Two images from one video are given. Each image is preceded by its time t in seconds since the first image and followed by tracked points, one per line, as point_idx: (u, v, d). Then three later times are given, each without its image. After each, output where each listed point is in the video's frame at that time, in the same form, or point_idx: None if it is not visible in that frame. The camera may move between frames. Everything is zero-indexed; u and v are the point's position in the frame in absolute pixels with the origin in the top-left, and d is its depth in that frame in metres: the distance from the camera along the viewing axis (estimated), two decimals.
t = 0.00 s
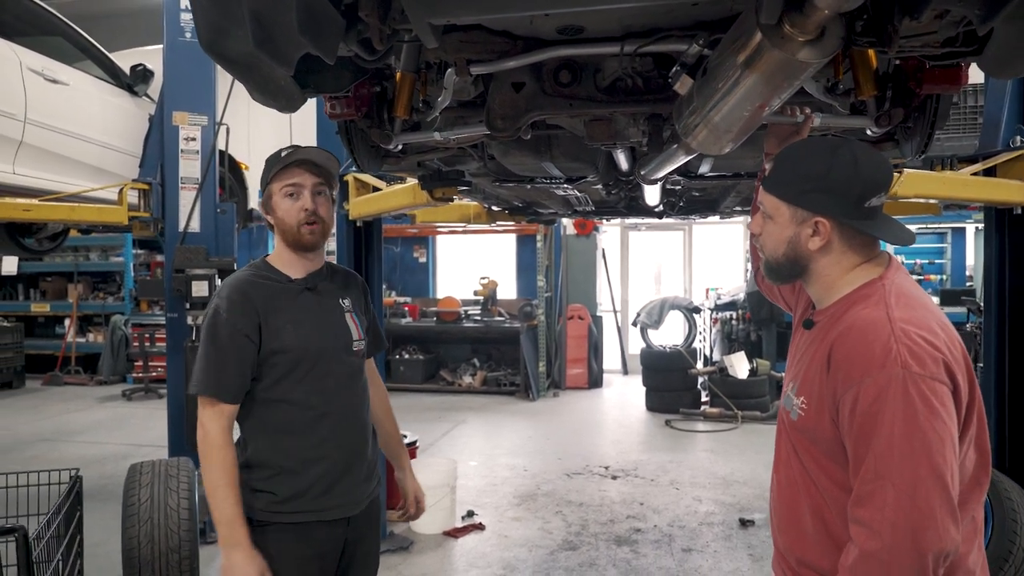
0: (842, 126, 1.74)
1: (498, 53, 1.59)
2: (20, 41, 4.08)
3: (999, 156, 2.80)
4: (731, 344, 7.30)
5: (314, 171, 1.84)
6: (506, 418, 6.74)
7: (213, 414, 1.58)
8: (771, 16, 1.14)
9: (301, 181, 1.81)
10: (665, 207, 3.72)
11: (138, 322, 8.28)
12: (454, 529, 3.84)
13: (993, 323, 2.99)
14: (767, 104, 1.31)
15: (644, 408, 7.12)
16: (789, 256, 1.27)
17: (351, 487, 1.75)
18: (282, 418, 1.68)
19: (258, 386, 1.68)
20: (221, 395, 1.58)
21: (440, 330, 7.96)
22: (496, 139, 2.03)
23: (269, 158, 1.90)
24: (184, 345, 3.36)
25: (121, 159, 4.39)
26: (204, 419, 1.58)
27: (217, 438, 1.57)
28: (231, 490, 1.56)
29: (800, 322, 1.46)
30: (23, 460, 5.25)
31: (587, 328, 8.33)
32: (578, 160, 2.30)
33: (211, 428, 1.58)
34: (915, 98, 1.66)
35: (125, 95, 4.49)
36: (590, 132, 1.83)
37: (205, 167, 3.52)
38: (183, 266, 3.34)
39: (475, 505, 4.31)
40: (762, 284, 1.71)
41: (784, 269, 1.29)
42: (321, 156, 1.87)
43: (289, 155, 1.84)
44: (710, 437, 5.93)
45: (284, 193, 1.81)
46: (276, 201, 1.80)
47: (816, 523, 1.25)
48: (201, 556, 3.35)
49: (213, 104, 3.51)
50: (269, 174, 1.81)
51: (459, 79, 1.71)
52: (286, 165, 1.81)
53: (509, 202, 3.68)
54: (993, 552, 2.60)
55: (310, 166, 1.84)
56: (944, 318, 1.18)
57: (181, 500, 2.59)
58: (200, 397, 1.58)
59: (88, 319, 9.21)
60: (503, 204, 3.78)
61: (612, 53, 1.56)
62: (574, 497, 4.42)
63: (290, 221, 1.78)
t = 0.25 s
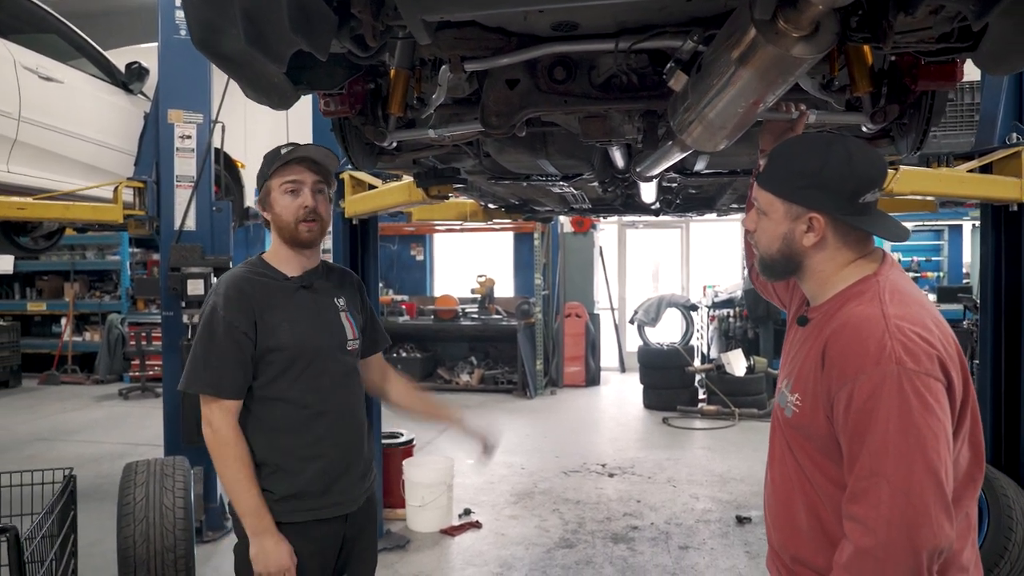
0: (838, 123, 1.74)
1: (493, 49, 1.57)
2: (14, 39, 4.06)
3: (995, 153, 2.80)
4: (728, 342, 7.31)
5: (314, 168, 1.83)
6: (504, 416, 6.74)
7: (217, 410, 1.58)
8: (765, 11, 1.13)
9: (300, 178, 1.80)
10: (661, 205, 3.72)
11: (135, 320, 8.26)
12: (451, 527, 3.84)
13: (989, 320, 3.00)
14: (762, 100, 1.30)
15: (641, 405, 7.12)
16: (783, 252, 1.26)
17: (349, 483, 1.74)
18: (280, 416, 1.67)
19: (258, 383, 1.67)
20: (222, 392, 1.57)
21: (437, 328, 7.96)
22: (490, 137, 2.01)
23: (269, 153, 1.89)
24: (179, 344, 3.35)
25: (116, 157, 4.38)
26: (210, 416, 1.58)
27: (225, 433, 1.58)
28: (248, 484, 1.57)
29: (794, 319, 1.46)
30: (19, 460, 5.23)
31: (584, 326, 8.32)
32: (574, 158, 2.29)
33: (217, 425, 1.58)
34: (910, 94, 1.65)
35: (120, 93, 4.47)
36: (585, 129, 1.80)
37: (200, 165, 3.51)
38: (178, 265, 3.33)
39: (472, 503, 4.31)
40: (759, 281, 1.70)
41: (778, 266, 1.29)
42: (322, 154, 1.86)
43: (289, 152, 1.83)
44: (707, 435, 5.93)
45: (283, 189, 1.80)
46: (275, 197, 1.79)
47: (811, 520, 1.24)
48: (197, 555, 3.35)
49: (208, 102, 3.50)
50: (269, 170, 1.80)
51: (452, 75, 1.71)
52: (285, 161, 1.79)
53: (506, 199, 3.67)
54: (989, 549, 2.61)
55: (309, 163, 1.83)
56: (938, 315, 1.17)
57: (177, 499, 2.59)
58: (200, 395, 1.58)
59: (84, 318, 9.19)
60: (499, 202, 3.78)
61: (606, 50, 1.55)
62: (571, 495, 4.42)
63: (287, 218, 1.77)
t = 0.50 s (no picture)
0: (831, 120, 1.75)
1: (485, 46, 1.57)
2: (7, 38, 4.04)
3: (990, 150, 2.80)
4: (724, 340, 7.31)
5: (328, 166, 1.83)
6: (501, 414, 6.74)
7: (234, 402, 1.56)
8: (756, 8, 1.13)
9: (318, 175, 1.79)
10: (657, 203, 3.72)
11: (131, 320, 8.24)
12: (447, 526, 3.83)
13: (984, 317, 3.00)
14: (755, 97, 1.30)
15: (638, 404, 7.12)
16: (775, 250, 1.26)
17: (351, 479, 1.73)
18: (292, 410, 1.67)
19: (269, 377, 1.66)
20: (241, 387, 1.56)
21: (434, 327, 7.95)
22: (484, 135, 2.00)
23: (274, 149, 1.83)
24: (174, 344, 3.34)
25: (109, 156, 4.36)
26: (222, 409, 1.56)
27: (240, 426, 1.56)
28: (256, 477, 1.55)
29: (786, 317, 1.46)
30: (14, 460, 5.22)
31: (581, 324, 8.31)
32: (568, 156, 2.29)
33: (232, 419, 1.56)
34: (904, 91, 1.65)
35: (114, 91, 4.46)
36: (578, 126, 1.80)
37: (194, 164, 3.49)
38: (172, 264, 3.31)
39: (468, 502, 4.31)
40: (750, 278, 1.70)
41: (771, 263, 1.28)
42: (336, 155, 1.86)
43: (303, 150, 1.80)
44: (704, 433, 5.94)
45: (301, 186, 1.78)
46: (292, 193, 1.76)
47: (803, 518, 1.24)
48: (193, 555, 3.34)
49: (202, 101, 3.49)
50: (287, 167, 1.77)
51: (445, 73, 1.70)
52: (303, 160, 1.77)
53: (501, 198, 3.67)
54: (985, 545, 2.61)
55: (323, 163, 1.82)
56: (931, 312, 1.17)
57: (171, 500, 2.57)
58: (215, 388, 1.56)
59: (79, 318, 9.16)
60: (495, 200, 3.77)
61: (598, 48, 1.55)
62: (568, 494, 4.42)
63: (307, 214, 1.76)
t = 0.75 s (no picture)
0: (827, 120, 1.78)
1: (480, 45, 1.56)
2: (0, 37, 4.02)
3: (985, 150, 2.81)
4: (720, 339, 7.32)
5: (331, 164, 1.82)
6: (497, 414, 6.74)
7: (241, 403, 1.54)
8: (750, 6, 1.13)
9: (322, 172, 1.79)
10: (653, 202, 3.72)
11: (126, 320, 8.22)
12: (443, 526, 3.83)
13: (979, 316, 3.01)
14: (749, 97, 1.30)
15: (634, 403, 7.13)
16: (769, 249, 1.26)
17: (346, 478, 1.73)
18: (298, 407, 1.66)
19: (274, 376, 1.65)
20: (251, 386, 1.55)
21: (430, 326, 7.95)
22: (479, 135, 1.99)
23: (277, 148, 1.83)
24: (169, 344, 3.33)
25: (103, 155, 4.34)
26: (231, 410, 1.54)
27: (249, 425, 1.54)
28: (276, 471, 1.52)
29: (781, 317, 1.46)
30: (9, 461, 5.20)
31: (577, 324, 8.31)
32: (564, 155, 2.28)
33: (242, 419, 1.54)
34: (898, 91, 1.65)
35: (108, 91, 4.44)
36: (574, 126, 1.80)
37: (189, 164, 3.48)
38: (167, 264, 3.30)
39: (464, 502, 4.30)
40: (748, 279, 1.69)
41: (765, 262, 1.28)
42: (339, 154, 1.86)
43: (305, 147, 1.80)
44: (700, 432, 5.94)
45: (305, 184, 1.77)
46: (297, 191, 1.76)
47: (796, 517, 1.24)
48: (188, 556, 3.33)
49: (197, 100, 3.47)
50: (291, 164, 1.76)
51: (439, 72, 1.70)
52: (304, 156, 1.76)
53: (497, 197, 3.66)
54: (980, 543, 2.62)
55: (327, 160, 1.82)
56: (924, 311, 1.17)
57: (166, 500, 2.56)
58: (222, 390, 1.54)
59: (75, 318, 9.13)
60: (490, 199, 3.76)
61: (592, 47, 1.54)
62: (564, 493, 4.42)
63: (312, 212, 1.75)
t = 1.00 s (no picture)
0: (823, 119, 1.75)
1: (477, 45, 1.56)
2: None
3: (983, 149, 2.81)
4: (719, 340, 7.31)
5: (330, 168, 1.83)
6: (496, 414, 6.73)
7: (236, 413, 1.54)
8: (748, 6, 1.12)
9: (321, 176, 1.80)
10: (652, 203, 3.72)
11: (125, 320, 8.21)
12: (442, 527, 3.83)
13: (978, 316, 3.01)
14: (746, 97, 1.30)
15: (633, 403, 7.13)
16: (764, 249, 1.26)
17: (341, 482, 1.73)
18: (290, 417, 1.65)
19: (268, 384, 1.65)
20: (245, 396, 1.54)
21: (429, 327, 7.95)
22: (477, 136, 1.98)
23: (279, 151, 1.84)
24: (167, 344, 3.32)
25: (101, 155, 4.33)
26: (227, 420, 1.54)
27: (246, 434, 1.53)
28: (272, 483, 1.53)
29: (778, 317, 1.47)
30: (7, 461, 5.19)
31: (576, 324, 8.31)
32: (562, 155, 2.28)
33: (235, 428, 1.53)
34: (896, 91, 1.64)
35: (106, 91, 4.43)
36: (571, 126, 1.79)
37: (188, 164, 3.47)
38: (165, 264, 3.29)
39: (463, 502, 4.30)
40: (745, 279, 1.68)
41: (761, 262, 1.28)
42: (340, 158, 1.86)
43: (306, 151, 1.81)
44: (699, 432, 5.94)
45: (303, 187, 1.78)
46: (295, 194, 1.76)
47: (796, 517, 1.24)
48: (186, 556, 3.33)
49: (195, 101, 3.47)
50: (290, 167, 1.77)
51: (437, 72, 1.70)
52: (308, 158, 1.77)
53: (495, 197, 3.66)
54: (979, 543, 2.61)
55: (327, 164, 1.82)
56: (921, 311, 1.17)
57: (164, 500, 2.55)
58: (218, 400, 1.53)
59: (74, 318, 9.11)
60: (489, 200, 3.75)
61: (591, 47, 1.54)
62: (563, 494, 4.42)
63: (308, 215, 1.75)
